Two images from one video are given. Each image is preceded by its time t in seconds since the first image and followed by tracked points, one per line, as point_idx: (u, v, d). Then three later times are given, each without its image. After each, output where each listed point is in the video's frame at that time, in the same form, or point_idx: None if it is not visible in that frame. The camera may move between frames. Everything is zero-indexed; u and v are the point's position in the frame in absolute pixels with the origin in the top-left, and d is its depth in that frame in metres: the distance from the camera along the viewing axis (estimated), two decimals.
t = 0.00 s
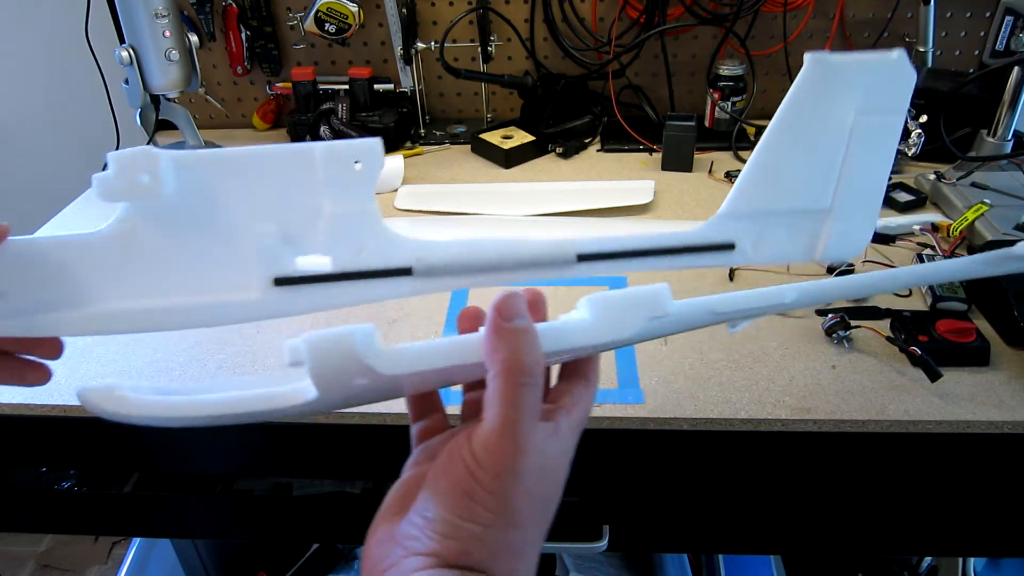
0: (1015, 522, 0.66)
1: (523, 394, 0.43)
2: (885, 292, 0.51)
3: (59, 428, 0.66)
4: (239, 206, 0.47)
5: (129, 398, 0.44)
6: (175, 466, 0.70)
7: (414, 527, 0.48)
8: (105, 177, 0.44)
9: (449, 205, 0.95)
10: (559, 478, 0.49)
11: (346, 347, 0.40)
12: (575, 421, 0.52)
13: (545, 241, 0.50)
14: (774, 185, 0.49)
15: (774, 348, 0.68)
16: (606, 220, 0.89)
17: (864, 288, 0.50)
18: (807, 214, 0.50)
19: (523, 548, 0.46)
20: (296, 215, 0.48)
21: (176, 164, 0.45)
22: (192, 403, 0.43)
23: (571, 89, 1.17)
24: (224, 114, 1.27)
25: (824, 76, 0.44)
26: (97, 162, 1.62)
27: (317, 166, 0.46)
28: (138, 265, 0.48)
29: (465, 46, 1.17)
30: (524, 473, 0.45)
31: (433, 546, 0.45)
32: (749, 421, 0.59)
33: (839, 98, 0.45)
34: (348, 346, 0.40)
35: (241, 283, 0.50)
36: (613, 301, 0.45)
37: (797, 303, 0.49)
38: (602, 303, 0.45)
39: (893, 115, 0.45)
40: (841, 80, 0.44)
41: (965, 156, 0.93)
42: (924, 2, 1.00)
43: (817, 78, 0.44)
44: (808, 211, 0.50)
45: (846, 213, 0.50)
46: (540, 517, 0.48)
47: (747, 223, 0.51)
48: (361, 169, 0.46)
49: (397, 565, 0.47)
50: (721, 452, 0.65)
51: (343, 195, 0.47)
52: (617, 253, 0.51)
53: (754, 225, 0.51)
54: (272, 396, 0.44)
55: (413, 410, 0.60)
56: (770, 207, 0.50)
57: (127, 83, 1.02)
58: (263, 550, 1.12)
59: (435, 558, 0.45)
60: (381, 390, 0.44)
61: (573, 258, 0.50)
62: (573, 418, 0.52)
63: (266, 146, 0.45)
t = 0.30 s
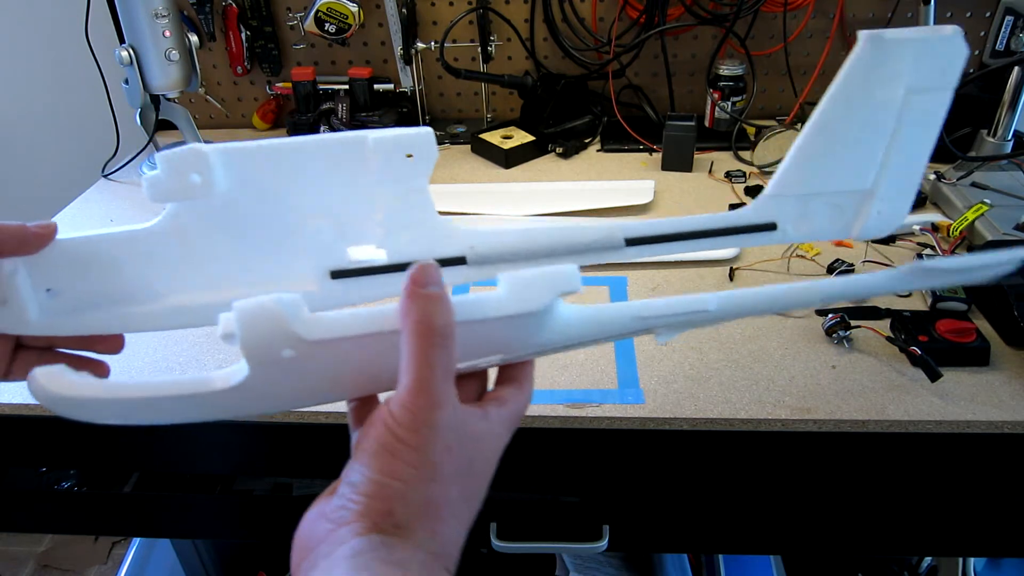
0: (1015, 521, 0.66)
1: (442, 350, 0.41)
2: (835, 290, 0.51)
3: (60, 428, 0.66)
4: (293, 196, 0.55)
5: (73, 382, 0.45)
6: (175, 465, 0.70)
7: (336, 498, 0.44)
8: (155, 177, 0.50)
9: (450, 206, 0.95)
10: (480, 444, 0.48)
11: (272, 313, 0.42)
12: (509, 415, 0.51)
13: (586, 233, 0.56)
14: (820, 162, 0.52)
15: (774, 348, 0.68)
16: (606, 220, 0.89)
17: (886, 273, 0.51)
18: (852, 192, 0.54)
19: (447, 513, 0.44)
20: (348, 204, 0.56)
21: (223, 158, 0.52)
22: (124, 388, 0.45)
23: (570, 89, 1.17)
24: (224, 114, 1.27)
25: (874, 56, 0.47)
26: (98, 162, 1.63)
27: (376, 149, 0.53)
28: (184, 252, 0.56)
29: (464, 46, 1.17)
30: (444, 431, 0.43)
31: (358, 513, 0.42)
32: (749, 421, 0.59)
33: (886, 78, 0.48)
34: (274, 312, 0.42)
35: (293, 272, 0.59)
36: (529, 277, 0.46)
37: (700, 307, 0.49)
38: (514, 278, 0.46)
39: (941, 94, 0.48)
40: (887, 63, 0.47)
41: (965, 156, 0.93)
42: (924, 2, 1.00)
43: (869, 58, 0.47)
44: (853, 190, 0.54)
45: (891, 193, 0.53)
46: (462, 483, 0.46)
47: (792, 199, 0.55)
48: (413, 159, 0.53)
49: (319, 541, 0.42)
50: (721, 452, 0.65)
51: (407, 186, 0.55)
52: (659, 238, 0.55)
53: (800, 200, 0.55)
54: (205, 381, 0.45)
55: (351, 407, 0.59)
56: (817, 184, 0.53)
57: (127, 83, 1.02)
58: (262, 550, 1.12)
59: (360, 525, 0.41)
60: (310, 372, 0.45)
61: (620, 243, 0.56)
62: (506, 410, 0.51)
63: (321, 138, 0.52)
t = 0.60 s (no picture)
0: (1014, 521, 0.66)
1: (400, 337, 0.41)
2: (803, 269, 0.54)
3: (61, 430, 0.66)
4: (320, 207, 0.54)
5: (43, 384, 0.45)
6: (174, 465, 0.70)
7: (308, 487, 0.44)
8: (179, 191, 0.48)
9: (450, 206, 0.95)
10: (449, 431, 0.47)
11: (232, 304, 0.41)
12: (477, 404, 0.51)
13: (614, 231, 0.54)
14: (862, 154, 0.53)
15: (774, 347, 0.68)
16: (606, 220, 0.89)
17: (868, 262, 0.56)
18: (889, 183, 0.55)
19: (417, 499, 0.44)
20: (371, 213, 0.54)
21: (246, 171, 0.50)
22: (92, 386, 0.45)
23: (570, 89, 1.16)
24: (224, 114, 1.27)
25: (919, 49, 0.48)
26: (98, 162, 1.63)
27: (403, 157, 0.51)
28: (209, 267, 0.55)
29: (464, 46, 1.17)
30: (410, 418, 0.43)
31: (328, 500, 0.42)
32: (749, 421, 0.59)
33: (930, 70, 0.50)
34: (236, 304, 0.41)
35: (318, 280, 0.57)
36: (489, 261, 0.44)
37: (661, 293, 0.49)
38: (473, 261, 0.44)
39: (979, 87, 0.51)
40: (931, 56, 0.49)
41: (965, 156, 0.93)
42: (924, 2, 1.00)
43: (914, 51, 0.49)
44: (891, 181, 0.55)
45: (926, 184, 0.55)
46: (433, 469, 0.46)
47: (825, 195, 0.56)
48: (439, 166, 0.52)
49: (293, 530, 0.43)
50: (721, 452, 0.65)
51: (436, 194, 0.53)
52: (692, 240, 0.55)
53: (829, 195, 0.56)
54: (173, 377, 0.45)
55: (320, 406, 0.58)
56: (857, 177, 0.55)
57: (127, 83, 1.02)
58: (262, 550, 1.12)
59: (330, 512, 0.42)
60: (276, 365, 0.44)
61: (652, 244, 0.54)
62: (474, 399, 0.51)
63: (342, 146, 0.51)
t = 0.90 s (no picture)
0: (1014, 521, 0.66)
1: (392, 336, 0.41)
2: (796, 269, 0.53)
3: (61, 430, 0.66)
4: (331, 214, 0.53)
5: (40, 383, 0.45)
6: (174, 465, 0.70)
7: (304, 486, 0.44)
8: (190, 204, 0.49)
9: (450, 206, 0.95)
10: (443, 430, 0.47)
11: (228, 302, 0.41)
12: (472, 403, 0.51)
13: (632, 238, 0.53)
14: (881, 154, 0.55)
15: (774, 348, 0.68)
16: (606, 220, 0.89)
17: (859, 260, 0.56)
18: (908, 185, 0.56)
19: (412, 497, 0.44)
20: (383, 221, 0.54)
21: (256, 182, 0.50)
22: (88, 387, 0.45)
23: (571, 89, 1.16)
24: (224, 114, 1.27)
25: (942, 50, 0.50)
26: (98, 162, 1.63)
27: (416, 167, 0.50)
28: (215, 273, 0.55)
29: (464, 46, 1.17)
30: (402, 416, 0.43)
31: (323, 499, 0.42)
32: (749, 421, 0.59)
33: (953, 72, 0.51)
34: (231, 302, 0.41)
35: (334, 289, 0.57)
36: (478, 259, 0.45)
37: (650, 293, 0.49)
38: (463, 259, 0.44)
39: (1003, 88, 0.51)
40: (953, 59, 0.50)
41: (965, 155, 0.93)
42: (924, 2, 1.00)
43: (937, 53, 0.50)
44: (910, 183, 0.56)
45: (945, 188, 0.55)
46: (428, 467, 0.46)
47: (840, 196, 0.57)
48: (454, 176, 0.51)
49: (288, 529, 0.43)
50: (721, 452, 0.65)
51: (450, 204, 0.53)
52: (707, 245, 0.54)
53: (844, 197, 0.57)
54: (168, 377, 0.45)
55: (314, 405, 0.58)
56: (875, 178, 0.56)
57: (128, 83, 1.02)
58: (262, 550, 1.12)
59: (325, 510, 0.42)
60: (271, 363, 0.44)
61: (668, 250, 0.53)
62: (469, 399, 0.51)
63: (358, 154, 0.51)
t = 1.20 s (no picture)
0: (1014, 521, 0.66)
1: (396, 335, 0.41)
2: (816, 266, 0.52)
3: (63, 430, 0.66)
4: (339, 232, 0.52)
5: (49, 383, 0.45)
6: (174, 465, 0.70)
7: (311, 484, 0.44)
8: (195, 224, 0.47)
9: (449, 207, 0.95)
10: (447, 428, 0.47)
11: (231, 302, 0.40)
12: (476, 402, 0.51)
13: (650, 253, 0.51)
14: (911, 169, 0.52)
15: (774, 347, 0.67)
16: (605, 220, 0.89)
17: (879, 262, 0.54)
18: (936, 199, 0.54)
19: (418, 493, 0.44)
20: (394, 238, 0.53)
21: (263, 200, 0.49)
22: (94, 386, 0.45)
23: (571, 89, 1.16)
24: (224, 114, 1.27)
25: (977, 64, 0.48)
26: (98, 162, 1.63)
27: (431, 184, 0.50)
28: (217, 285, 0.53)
29: (464, 46, 1.17)
30: (408, 414, 0.43)
31: (330, 497, 0.42)
32: (749, 421, 0.59)
33: (987, 85, 0.49)
34: (235, 302, 0.41)
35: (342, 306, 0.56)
36: (483, 260, 0.44)
37: (652, 294, 0.48)
38: (464, 258, 0.43)
39: None
40: (990, 69, 0.48)
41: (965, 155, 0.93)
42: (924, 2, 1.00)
43: (972, 66, 0.48)
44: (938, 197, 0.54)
45: (970, 200, 0.54)
46: (434, 465, 0.46)
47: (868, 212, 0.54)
48: (468, 195, 0.50)
49: (295, 527, 0.43)
50: (721, 452, 0.65)
51: (465, 222, 0.52)
52: (727, 259, 0.52)
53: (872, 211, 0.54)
54: (173, 378, 0.44)
55: (317, 404, 0.58)
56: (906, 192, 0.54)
57: (127, 83, 1.02)
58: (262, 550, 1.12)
59: (332, 508, 0.42)
60: (275, 361, 0.44)
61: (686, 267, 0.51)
62: (473, 398, 0.51)
63: (369, 172, 0.50)
